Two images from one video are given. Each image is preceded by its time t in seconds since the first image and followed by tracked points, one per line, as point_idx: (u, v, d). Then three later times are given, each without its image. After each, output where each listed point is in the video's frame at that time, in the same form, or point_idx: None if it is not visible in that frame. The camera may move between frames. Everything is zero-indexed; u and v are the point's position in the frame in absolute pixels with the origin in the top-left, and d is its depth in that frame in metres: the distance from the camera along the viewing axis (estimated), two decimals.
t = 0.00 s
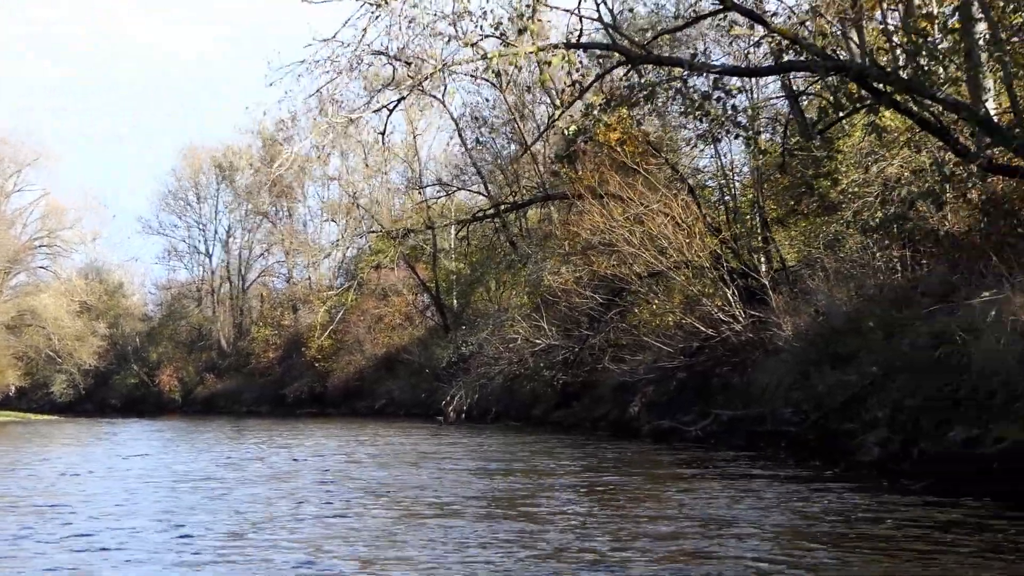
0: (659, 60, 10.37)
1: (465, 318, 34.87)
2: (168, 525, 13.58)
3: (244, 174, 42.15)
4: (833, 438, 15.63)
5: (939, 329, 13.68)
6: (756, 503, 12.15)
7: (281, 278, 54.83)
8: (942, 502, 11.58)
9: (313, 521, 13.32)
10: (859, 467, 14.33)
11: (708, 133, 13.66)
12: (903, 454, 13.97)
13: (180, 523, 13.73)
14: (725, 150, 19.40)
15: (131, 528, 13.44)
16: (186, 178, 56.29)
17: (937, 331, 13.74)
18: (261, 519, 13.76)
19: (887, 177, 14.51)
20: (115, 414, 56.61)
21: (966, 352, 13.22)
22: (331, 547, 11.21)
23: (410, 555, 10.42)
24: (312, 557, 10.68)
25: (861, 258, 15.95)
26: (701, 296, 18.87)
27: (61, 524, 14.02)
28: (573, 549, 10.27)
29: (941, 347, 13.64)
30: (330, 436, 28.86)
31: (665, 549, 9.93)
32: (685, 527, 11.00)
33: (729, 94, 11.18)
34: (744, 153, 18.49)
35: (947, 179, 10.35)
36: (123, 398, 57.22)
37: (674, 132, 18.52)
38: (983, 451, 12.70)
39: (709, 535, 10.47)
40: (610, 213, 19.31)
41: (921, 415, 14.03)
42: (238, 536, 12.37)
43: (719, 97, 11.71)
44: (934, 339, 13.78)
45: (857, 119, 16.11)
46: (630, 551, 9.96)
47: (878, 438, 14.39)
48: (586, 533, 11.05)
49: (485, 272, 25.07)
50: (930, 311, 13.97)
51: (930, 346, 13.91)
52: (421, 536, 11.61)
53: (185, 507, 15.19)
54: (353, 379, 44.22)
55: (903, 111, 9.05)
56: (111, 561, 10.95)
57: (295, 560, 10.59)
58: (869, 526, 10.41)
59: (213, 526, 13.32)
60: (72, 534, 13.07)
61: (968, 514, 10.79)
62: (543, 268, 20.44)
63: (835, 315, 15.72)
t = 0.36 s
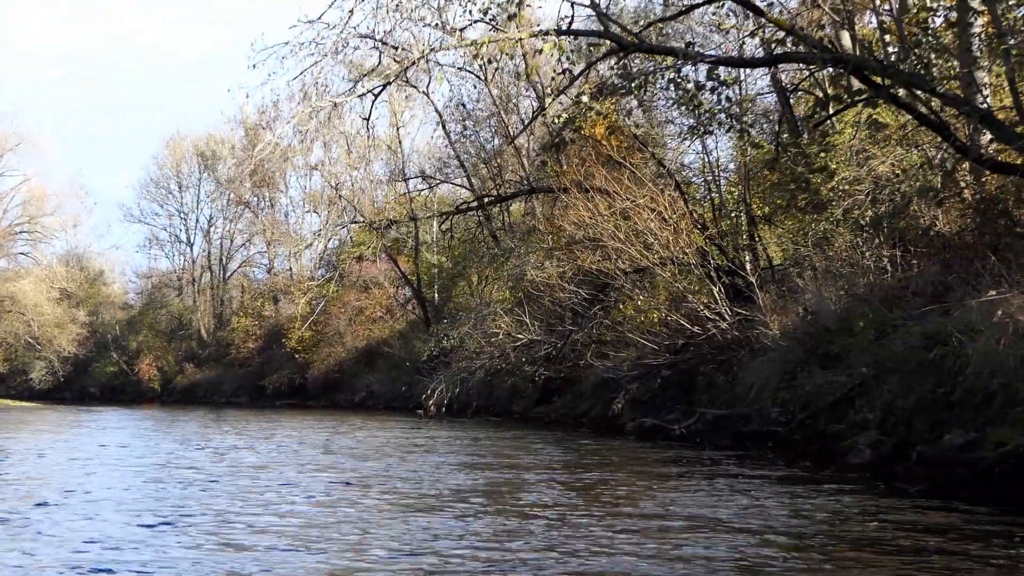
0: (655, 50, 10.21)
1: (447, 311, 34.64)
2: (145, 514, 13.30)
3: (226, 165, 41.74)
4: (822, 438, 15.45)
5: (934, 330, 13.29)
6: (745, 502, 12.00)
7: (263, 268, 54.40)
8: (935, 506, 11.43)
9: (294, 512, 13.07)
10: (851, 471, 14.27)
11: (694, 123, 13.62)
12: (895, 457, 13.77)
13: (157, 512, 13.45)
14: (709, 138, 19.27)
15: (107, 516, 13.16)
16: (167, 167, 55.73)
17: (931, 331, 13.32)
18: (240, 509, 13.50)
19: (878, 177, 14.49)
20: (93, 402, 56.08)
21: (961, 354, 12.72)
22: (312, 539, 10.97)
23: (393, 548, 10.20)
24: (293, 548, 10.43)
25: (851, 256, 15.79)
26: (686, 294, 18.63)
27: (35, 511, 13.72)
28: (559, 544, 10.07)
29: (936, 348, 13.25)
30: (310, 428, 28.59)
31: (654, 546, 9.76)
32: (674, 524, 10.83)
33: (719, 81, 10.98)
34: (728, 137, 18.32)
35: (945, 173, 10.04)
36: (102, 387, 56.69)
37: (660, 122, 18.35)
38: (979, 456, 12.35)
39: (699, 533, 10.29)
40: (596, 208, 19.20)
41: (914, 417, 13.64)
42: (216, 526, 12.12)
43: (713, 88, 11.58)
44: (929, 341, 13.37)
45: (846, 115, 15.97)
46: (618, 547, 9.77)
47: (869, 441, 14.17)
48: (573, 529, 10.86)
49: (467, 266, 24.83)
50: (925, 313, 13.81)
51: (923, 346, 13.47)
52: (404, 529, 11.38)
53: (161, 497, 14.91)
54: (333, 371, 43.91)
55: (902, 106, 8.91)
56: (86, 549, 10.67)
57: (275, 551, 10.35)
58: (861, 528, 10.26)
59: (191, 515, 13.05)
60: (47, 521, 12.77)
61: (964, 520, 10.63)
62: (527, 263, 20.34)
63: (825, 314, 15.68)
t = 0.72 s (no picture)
0: (667, 30, 9.95)
1: (447, 297, 34.42)
2: (140, 497, 13.05)
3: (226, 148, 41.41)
4: (830, 431, 15.23)
5: (948, 323, 13.13)
6: (754, 496, 11.75)
7: (262, 251, 54.18)
8: (951, 503, 11.20)
9: (292, 497, 12.81)
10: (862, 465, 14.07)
11: (701, 107, 13.37)
12: (906, 451, 13.54)
13: (152, 495, 13.19)
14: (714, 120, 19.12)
15: (101, 498, 12.91)
16: (168, 149, 55.39)
17: (945, 324, 13.18)
18: (237, 493, 13.24)
19: (889, 166, 14.52)
20: (91, 382, 55.89)
21: (977, 346, 12.54)
22: (311, 525, 10.71)
23: (394, 536, 9.94)
24: (291, 534, 10.17)
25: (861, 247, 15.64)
26: (691, 283, 18.42)
27: (28, 491, 13.46)
28: (566, 535, 9.81)
29: (950, 341, 13.10)
30: (308, 412, 28.37)
31: (663, 540, 9.49)
32: (682, 517, 10.57)
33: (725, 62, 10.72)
34: (734, 122, 18.05)
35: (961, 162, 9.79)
36: (100, 368, 56.51)
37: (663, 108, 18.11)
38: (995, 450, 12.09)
39: (709, 528, 10.04)
40: (600, 195, 18.97)
41: (926, 410, 13.42)
42: (212, 510, 11.86)
43: (728, 70, 11.32)
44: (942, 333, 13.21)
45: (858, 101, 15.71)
46: (626, 540, 9.52)
47: (880, 434, 13.96)
48: (579, 520, 10.59)
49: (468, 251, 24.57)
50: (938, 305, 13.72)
51: (936, 338, 13.33)
52: (405, 517, 11.12)
53: (158, 480, 14.67)
54: (332, 355, 43.71)
55: (922, 92, 8.68)
56: (80, 531, 10.41)
57: (273, 537, 10.08)
58: (875, 525, 10.03)
59: (187, 499, 12.79)
60: (39, 502, 12.52)
61: (983, 518, 10.37)
62: (529, 250, 20.11)
63: (833, 305, 15.31)
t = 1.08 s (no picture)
0: (742, 18, 9.91)
1: (523, 302, 34.55)
2: (236, 516, 13.37)
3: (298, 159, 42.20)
4: (924, 423, 14.94)
5: None
6: (850, 496, 11.52)
7: (339, 262, 55.10)
8: None
9: (384, 511, 12.99)
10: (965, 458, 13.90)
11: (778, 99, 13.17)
12: (1015, 441, 13.38)
13: (248, 514, 13.50)
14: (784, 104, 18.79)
15: (198, 519, 13.25)
16: (242, 162, 56.69)
17: None
18: (330, 509, 13.48)
19: (972, 148, 14.31)
20: (177, 397, 57.41)
21: None
22: (404, 537, 10.85)
23: (487, 547, 10.00)
24: (386, 547, 10.32)
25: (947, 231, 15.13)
26: (773, 277, 18.19)
27: (131, 513, 13.90)
28: (659, 543, 9.75)
29: None
30: (390, 421, 28.69)
31: (759, 545, 9.37)
32: (777, 521, 10.42)
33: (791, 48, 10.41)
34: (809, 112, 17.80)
35: None
36: (184, 382, 58.01)
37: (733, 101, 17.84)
38: None
39: (806, 532, 9.86)
40: (676, 190, 18.60)
41: None
42: (307, 525, 12.10)
43: (803, 56, 11.17)
44: None
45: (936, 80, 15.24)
46: (721, 546, 9.42)
47: (983, 426, 13.70)
48: (671, 526, 10.52)
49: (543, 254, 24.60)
50: None
51: None
52: (496, 527, 11.19)
53: (253, 497, 15.06)
54: (410, 363, 44.13)
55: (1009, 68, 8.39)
56: (182, 550, 10.72)
57: (368, 550, 10.24)
58: (979, 523, 9.77)
59: (282, 516, 13.07)
60: (141, 524, 12.91)
61: None
62: (605, 250, 20.09)
63: (921, 294, 14.65)
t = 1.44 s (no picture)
0: (797, 57, 10.31)
1: (563, 348, 34.40)
2: (272, 564, 13.30)
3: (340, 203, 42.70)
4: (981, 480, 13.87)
5: None
6: (899, 551, 11.19)
7: (380, 307, 55.38)
8: None
9: (420, 559, 12.85)
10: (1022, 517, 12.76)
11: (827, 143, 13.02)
12: None
13: (283, 561, 13.44)
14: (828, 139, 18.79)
15: (234, 566, 13.20)
16: (286, 207, 57.49)
17: None
18: (366, 557, 13.37)
19: None
20: (216, 440, 57.71)
21: None
22: None
23: None
24: None
25: (1001, 282, 14.92)
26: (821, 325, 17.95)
27: (167, 559, 13.90)
28: None
29: None
30: (427, 467, 28.52)
31: None
32: None
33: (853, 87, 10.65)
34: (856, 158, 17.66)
35: None
36: (223, 425, 58.36)
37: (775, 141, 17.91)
38: None
39: None
40: (722, 238, 18.39)
41: None
42: None
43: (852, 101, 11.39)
44: None
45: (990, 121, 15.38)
46: None
47: None
48: None
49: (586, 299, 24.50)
50: None
51: None
52: None
53: (287, 543, 15.03)
54: (450, 409, 43.99)
55: None
56: None
57: None
58: None
59: (318, 564, 12.98)
60: (177, 571, 12.88)
61: None
62: (648, 297, 20.20)
63: (978, 348, 14.59)
